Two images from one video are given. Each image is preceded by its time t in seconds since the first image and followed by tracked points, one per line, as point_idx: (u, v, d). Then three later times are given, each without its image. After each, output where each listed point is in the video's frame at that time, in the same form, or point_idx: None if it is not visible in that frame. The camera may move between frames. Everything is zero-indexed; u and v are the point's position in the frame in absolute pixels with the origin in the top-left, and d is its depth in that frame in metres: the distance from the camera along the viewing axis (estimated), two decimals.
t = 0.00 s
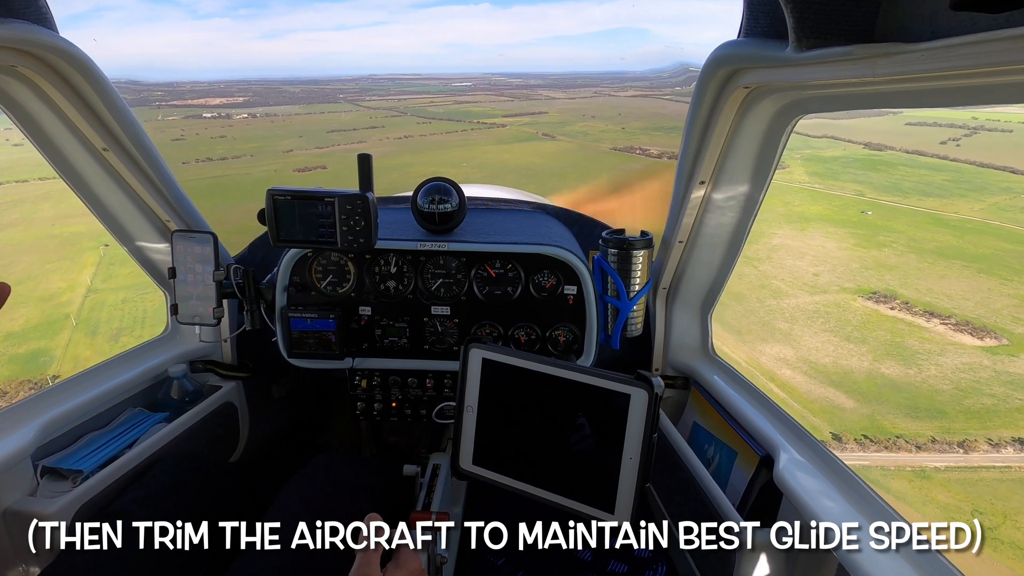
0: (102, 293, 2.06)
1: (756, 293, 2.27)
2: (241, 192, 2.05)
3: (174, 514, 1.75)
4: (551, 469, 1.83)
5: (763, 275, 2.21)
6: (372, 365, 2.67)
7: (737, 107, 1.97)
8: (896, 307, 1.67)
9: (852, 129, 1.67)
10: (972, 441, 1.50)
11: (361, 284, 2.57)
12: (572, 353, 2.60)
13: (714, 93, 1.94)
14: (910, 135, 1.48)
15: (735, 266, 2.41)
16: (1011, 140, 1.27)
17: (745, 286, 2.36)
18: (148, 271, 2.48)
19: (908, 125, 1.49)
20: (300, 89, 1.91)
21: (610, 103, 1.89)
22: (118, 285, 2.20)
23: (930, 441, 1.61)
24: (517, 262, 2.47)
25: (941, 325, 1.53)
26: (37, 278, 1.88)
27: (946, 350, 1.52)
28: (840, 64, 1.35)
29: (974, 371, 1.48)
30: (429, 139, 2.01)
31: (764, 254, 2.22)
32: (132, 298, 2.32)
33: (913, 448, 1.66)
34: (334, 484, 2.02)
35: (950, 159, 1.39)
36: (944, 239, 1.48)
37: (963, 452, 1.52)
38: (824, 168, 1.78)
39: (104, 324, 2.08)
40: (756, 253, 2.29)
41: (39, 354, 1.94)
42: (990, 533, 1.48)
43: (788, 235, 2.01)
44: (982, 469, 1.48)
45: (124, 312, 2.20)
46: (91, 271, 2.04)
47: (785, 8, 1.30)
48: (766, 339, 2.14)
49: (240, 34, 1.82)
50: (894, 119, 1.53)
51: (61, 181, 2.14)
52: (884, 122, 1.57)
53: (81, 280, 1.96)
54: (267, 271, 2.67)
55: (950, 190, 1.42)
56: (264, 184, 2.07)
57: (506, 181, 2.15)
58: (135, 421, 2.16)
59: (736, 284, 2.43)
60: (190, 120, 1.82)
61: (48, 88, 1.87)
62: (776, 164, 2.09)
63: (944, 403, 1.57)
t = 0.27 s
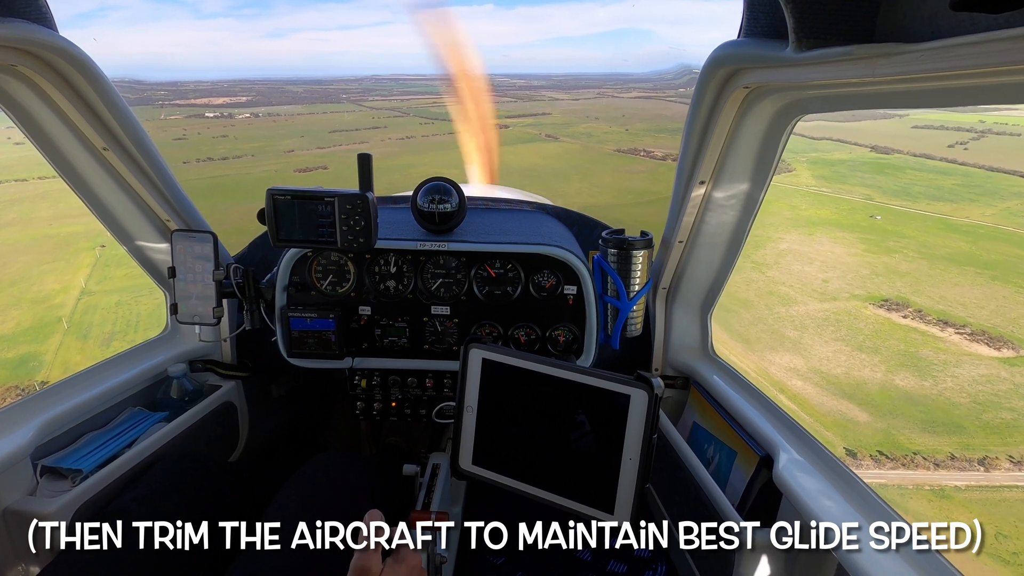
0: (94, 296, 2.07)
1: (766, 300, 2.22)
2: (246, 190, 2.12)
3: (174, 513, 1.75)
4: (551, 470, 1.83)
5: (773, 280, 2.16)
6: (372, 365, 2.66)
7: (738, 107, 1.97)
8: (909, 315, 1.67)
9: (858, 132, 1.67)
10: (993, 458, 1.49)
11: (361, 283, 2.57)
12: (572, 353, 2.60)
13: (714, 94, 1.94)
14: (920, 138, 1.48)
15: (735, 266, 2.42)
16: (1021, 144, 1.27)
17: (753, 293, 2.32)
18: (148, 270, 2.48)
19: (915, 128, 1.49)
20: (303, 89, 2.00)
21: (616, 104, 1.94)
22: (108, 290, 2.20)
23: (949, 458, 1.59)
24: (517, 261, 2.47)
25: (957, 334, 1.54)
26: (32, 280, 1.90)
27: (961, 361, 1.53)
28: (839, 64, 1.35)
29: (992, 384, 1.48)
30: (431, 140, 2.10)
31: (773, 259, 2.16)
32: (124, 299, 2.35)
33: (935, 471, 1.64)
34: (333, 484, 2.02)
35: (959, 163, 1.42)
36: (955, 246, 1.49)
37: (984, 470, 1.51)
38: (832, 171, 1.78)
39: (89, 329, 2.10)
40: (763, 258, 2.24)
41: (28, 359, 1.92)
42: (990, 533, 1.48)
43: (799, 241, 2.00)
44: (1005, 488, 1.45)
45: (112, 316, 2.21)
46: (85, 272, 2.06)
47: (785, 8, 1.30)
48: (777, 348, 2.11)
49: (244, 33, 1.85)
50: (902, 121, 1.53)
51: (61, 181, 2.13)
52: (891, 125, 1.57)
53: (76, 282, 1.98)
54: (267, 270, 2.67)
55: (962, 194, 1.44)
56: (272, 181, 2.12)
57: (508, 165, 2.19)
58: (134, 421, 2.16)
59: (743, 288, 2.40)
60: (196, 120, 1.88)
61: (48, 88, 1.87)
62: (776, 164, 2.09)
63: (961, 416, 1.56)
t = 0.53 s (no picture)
0: (88, 292, 1.97)
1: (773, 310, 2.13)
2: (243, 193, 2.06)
3: (175, 513, 1.76)
4: (551, 470, 1.83)
5: (780, 289, 2.08)
6: (373, 365, 2.67)
7: (737, 107, 1.97)
8: (920, 330, 1.61)
9: (864, 140, 1.64)
10: (1012, 483, 1.46)
11: (361, 284, 2.57)
12: (572, 353, 2.59)
13: (714, 93, 1.94)
14: (926, 147, 1.45)
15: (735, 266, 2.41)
16: None
17: (760, 303, 2.23)
18: (148, 271, 2.48)
19: (923, 136, 1.46)
20: (307, 87, 1.94)
21: (620, 108, 1.90)
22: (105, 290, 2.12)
23: (965, 482, 1.53)
24: (517, 261, 2.47)
25: (970, 350, 1.47)
26: (23, 276, 1.84)
27: (976, 379, 1.47)
28: (839, 63, 1.35)
29: (1007, 403, 1.43)
30: (435, 139, 2.07)
31: (779, 267, 2.08)
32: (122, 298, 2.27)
33: (947, 489, 1.57)
34: (334, 484, 2.02)
35: (969, 173, 1.37)
36: (966, 257, 1.45)
37: (1002, 496, 1.47)
38: (839, 179, 1.74)
39: (84, 327, 2.02)
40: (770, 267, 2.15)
41: (14, 358, 1.88)
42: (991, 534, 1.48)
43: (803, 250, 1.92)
44: None
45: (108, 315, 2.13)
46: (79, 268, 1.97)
47: (785, 8, 1.30)
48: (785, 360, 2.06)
49: (250, 30, 1.85)
50: (910, 129, 1.49)
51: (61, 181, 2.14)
52: (896, 133, 1.54)
53: (66, 278, 1.89)
54: (267, 271, 2.67)
55: (972, 205, 1.41)
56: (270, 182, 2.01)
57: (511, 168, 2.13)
58: (135, 421, 2.16)
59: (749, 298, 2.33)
60: (194, 115, 1.81)
61: (48, 88, 1.87)
62: (775, 164, 2.09)
63: (977, 437, 1.50)
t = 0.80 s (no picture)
0: (82, 291, 1.96)
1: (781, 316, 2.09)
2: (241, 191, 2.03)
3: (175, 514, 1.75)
4: (551, 470, 1.83)
5: (789, 293, 2.04)
6: (373, 365, 2.67)
7: (737, 107, 1.97)
8: (934, 337, 1.58)
9: (871, 141, 1.62)
10: None
11: (361, 284, 2.57)
12: (572, 353, 2.59)
13: (714, 93, 1.94)
14: (933, 149, 1.45)
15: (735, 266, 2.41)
16: None
17: (768, 308, 2.18)
18: (148, 271, 2.48)
19: (930, 138, 1.45)
20: (310, 83, 1.94)
21: (622, 105, 1.90)
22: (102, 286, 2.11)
23: (984, 500, 1.50)
24: (517, 261, 2.47)
25: (986, 359, 1.46)
26: (15, 273, 1.84)
27: (992, 390, 1.45)
28: (839, 63, 1.35)
29: None
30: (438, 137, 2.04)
31: (787, 271, 2.04)
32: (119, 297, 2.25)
33: (968, 509, 1.53)
34: (334, 484, 2.01)
35: (977, 176, 1.38)
36: (979, 262, 1.43)
37: None
38: (847, 180, 1.71)
39: (77, 326, 2.00)
40: (778, 270, 2.10)
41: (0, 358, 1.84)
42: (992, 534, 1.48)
43: (812, 253, 1.89)
44: None
45: (102, 314, 2.10)
46: (73, 266, 1.96)
47: (785, 8, 1.30)
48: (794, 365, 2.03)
49: (256, 25, 1.85)
50: (919, 130, 1.48)
51: (60, 181, 2.14)
52: (903, 134, 1.52)
53: (60, 275, 1.89)
54: (267, 271, 2.67)
55: (983, 208, 1.40)
56: (274, 179, 2.03)
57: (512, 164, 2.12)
58: (135, 421, 2.16)
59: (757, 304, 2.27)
60: (195, 109, 1.80)
61: (48, 88, 1.87)
62: (775, 164, 2.09)
63: (995, 453, 1.47)
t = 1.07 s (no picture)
0: (72, 291, 1.95)
1: (788, 320, 2.06)
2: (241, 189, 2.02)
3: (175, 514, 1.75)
4: (551, 470, 1.83)
5: (796, 297, 2.02)
6: (373, 365, 2.67)
7: (738, 107, 1.97)
8: (946, 343, 1.57)
9: (875, 140, 1.62)
10: None
11: (361, 284, 2.57)
12: (572, 353, 2.59)
13: (714, 93, 1.94)
14: (938, 148, 1.46)
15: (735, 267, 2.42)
16: None
17: (774, 311, 2.14)
18: (148, 271, 2.48)
19: (935, 137, 1.46)
20: (311, 79, 1.89)
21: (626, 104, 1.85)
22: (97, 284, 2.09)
23: (1004, 518, 1.46)
24: (517, 261, 2.47)
25: (1000, 366, 1.44)
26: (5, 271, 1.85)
27: (1008, 399, 1.44)
28: (839, 63, 1.35)
29: None
30: (439, 134, 1.99)
31: (793, 274, 2.01)
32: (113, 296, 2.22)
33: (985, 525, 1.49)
34: (334, 484, 2.01)
35: (983, 175, 1.38)
36: (989, 264, 1.43)
37: None
38: (852, 180, 1.71)
39: (65, 328, 1.99)
40: (784, 273, 2.06)
41: None
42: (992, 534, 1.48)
43: (819, 254, 1.89)
44: None
45: (91, 314, 2.06)
46: (65, 264, 1.94)
47: (785, 8, 1.30)
48: (802, 373, 2.02)
49: (258, 22, 1.86)
50: (922, 129, 1.48)
51: (60, 181, 2.14)
52: (908, 133, 1.52)
53: (49, 275, 1.90)
54: (267, 271, 2.67)
55: (991, 209, 1.39)
56: (271, 175, 2.00)
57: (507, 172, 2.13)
58: (135, 421, 2.16)
59: (761, 306, 2.24)
60: (198, 106, 1.80)
61: (48, 88, 1.87)
62: (775, 164, 2.09)
63: (1013, 466, 1.45)
